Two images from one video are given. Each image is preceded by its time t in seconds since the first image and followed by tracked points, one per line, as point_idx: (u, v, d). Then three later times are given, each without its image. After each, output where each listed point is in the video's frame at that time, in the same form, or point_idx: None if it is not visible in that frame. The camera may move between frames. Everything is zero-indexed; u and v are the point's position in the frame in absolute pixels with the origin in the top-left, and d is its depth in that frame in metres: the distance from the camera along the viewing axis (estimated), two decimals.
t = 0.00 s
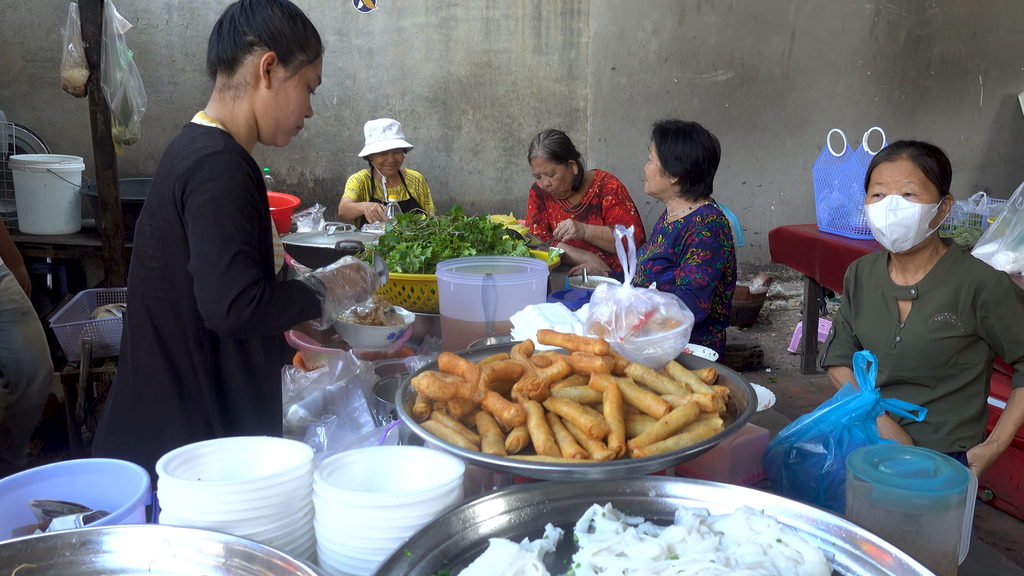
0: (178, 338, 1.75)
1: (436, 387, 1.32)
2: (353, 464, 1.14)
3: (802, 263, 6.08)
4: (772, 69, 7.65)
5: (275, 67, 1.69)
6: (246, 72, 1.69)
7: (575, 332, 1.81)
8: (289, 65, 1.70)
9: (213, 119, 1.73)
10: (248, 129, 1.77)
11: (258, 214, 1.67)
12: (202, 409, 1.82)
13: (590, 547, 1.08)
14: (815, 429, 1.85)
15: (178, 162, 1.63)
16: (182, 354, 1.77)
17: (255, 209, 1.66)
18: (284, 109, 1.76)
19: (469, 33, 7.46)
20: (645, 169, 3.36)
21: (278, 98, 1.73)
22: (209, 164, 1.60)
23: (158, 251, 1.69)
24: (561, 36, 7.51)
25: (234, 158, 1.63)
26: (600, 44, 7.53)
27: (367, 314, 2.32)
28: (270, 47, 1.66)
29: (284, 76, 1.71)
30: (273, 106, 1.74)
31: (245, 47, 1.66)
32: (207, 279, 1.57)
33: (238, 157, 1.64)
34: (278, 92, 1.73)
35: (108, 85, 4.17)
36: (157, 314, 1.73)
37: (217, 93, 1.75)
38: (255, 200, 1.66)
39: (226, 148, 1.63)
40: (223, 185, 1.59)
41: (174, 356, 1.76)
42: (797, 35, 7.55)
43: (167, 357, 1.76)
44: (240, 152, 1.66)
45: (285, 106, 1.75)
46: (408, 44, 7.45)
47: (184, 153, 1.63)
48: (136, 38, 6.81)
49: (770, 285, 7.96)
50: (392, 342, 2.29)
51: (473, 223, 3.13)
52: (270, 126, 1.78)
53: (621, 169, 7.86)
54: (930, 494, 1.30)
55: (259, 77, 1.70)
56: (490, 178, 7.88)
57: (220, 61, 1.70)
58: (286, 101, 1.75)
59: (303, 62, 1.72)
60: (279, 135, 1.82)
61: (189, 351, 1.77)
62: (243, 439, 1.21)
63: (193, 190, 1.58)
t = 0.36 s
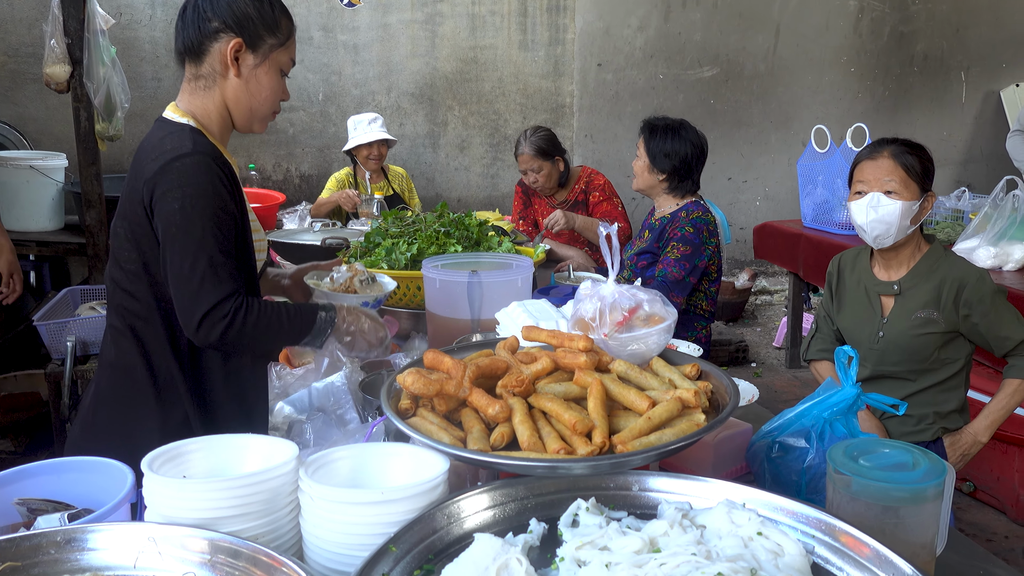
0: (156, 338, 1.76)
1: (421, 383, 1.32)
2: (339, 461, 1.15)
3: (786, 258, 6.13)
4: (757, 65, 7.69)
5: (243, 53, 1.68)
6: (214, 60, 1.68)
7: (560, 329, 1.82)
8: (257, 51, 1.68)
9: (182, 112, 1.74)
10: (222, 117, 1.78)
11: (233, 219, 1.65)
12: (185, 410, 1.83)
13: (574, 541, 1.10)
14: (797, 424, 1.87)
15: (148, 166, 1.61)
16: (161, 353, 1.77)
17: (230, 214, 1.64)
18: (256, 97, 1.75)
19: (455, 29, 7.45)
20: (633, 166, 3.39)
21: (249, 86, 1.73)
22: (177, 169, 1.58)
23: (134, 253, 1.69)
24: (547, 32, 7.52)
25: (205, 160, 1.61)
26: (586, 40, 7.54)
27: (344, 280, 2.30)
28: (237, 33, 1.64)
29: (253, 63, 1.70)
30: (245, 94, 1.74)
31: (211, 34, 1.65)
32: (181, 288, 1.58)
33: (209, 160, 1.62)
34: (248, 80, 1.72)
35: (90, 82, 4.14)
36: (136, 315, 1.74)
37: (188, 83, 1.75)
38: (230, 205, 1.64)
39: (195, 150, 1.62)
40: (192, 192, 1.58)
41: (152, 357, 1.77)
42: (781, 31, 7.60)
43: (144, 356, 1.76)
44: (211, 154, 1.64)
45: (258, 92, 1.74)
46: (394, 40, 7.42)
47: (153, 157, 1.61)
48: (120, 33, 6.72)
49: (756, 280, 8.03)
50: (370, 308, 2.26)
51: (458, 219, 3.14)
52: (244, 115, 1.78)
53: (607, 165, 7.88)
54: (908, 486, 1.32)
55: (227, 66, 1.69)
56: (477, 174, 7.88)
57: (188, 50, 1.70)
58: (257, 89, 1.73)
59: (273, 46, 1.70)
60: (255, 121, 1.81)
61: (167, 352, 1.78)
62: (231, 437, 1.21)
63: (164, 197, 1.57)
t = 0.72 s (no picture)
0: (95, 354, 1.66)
1: (403, 378, 1.34)
2: (322, 455, 1.16)
3: (769, 253, 6.20)
4: (741, 61, 7.74)
5: (161, 30, 1.51)
6: (141, 46, 1.56)
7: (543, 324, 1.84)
8: (174, 23, 1.49)
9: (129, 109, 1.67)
10: (172, 107, 1.68)
11: (151, 232, 1.51)
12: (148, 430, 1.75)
13: (554, 531, 1.12)
14: (776, 417, 1.91)
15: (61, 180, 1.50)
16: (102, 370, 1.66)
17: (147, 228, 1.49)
18: (189, 75, 1.56)
19: (440, 25, 7.43)
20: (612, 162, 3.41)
21: (178, 65, 1.55)
22: (84, 184, 1.45)
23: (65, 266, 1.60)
24: (531, 28, 7.52)
25: (115, 171, 1.49)
26: (571, 36, 7.55)
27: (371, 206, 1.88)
28: (146, 10, 1.48)
29: (174, 37, 1.51)
30: (177, 75, 1.57)
31: (129, 19, 1.52)
32: (99, 314, 1.45)
33: (119, 171, 1.49)
34: (176, 58, 1.54)
35: (73, 78, 4.14)
36: (78, 329, 1.65)
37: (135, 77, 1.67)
38: (146, 218, 1.50)
39: (104, 159, 1.49)
40: (99, 209, 1.44)
41: (93, 372, 1.68)
42: (765, 27, 7.65)
43: (89, 370, 1.68)
44: (123, 165, 1.51)
45: (190, 68, 1.55)
46: (378, 36, 7.40)
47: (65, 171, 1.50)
48: (103, 30, 6.65)
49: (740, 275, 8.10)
50: (398, 241, 1.83)
51: (442, 215, 3.15)
52: (187, 97, 1.61)
53: (593, 161, 7.91)
54: (882, 476, 1.35)
55: (153, 49, 1.54)
56: (462, 170, 7.88)
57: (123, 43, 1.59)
58: (186, 65, 1.54)
59: (190, 11, 1.48)
60: (205, 105, 1.62)
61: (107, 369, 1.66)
62: (210, 431, 1.22)
63: (72, 217, 1.45)
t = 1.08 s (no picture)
0: None
1: (373, 374, 1.37)
2: (292, 452, 1.17)
3: (745, 250, 6.28)
4: (717, 60, 7.82)
5: (109, 31, 1.39)
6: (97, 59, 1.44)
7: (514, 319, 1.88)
8: (120, 22, 1.37)
9: (93, 125, 1.56)
10: (135, 123, 1.53)
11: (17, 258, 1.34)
12: (77, 455, 1.56)
13: (521, 524, 1.13)
14: (746, 411, 1.94)
15: None
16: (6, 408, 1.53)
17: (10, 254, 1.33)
18: (147, 77, 1.41)
19: (417, 25, 7.42)
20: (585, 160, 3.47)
21: (135, 68, 1.40)
22: None
23: None
24: (508, 27, 7.54)
25: None
26: (548, 35, 7.58)
27: (535, 191, 1.54)
28: (90, 13, 1.37)
29: (123, 36, 1.38)
30: (137, 81, 1.42)
31: (77, 34, 1.42)
32: None
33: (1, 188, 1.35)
34: (131, 61, 1.40)
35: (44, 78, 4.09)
36: None
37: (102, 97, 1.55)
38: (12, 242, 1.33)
39: None
40: None
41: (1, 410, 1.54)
42: (740, 26, 7.74)
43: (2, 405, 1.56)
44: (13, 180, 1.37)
45: (149, 70, 1.40)
46: (356, 36, 7.38)
47: None
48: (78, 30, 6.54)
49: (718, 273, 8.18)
50: (577, 230, 1.48)
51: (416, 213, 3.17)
52: (151, 104, 1.46)
53: (571, 160, 7.95)
54: (847, 466, 1.38)
55: (107, 57, 1.42)
56: (440, 170, 7.87)
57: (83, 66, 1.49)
58: (143, 65, 1.39)
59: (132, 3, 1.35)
60: (174, 109, 1.46)
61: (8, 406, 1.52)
62: (179, 430, 1.22)
63: None
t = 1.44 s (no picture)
0: None
1: (321, 352, 1.40)
2: (239, 431, 1.18)
3: (702, 229, 6.39)
4: (674, 40, 7.88)
5: (150, 66, 1.38)
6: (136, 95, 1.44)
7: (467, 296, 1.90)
8: (162, 57, 1.36)
9: (123, 149, 1.57)
10: (164, 154, 1.52)
11: None
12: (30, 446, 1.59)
13: (467, 496, 1.17)
14: (695, 383, 2.00)
15: None
16: None
17: None
18: (191, 113, 1.40)
19: (372, 3, 7.30)
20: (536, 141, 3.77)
21: (178, 102, 1.39)
22: None
23: None
24: (465, 7, 7.47)
25: None
26: (505, 15, 7.53)
27: (717, 268, 1.40)
28: (129, 48, 1.36)
29: (166, 72, 1.37)
30: (180, 116, 1.41)
31: (113, 68, 1.41)
32: None
33: None
34: (175, 96, 1.39)
35: None
36: None
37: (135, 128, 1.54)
38: None
39: None
40: None
41: None
42: (697, 7, 7.81)
43: None
44: None
45: (193, 107, 1.38)
46: (310, 15, 7.23)
47: None
48: (17, 7, 6.23)
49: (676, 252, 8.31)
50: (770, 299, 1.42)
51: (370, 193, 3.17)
52: (191, 139, 1.45)
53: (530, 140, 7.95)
54: (787, 434, 1.43)
55: (146, 91, 1.41)
56: (398, 151, 7.79)
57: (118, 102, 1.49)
58: (187, 101, 1.38)
59: (176, 32, 1.34)
60: (223, 144, 1.44)
61: None
62: (128, 412, 1.22)
63: None
